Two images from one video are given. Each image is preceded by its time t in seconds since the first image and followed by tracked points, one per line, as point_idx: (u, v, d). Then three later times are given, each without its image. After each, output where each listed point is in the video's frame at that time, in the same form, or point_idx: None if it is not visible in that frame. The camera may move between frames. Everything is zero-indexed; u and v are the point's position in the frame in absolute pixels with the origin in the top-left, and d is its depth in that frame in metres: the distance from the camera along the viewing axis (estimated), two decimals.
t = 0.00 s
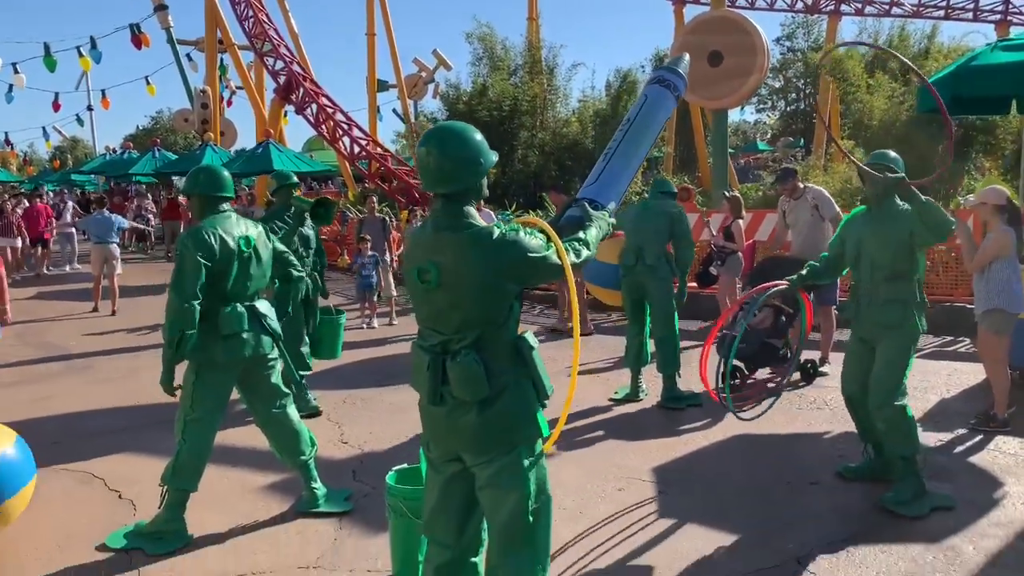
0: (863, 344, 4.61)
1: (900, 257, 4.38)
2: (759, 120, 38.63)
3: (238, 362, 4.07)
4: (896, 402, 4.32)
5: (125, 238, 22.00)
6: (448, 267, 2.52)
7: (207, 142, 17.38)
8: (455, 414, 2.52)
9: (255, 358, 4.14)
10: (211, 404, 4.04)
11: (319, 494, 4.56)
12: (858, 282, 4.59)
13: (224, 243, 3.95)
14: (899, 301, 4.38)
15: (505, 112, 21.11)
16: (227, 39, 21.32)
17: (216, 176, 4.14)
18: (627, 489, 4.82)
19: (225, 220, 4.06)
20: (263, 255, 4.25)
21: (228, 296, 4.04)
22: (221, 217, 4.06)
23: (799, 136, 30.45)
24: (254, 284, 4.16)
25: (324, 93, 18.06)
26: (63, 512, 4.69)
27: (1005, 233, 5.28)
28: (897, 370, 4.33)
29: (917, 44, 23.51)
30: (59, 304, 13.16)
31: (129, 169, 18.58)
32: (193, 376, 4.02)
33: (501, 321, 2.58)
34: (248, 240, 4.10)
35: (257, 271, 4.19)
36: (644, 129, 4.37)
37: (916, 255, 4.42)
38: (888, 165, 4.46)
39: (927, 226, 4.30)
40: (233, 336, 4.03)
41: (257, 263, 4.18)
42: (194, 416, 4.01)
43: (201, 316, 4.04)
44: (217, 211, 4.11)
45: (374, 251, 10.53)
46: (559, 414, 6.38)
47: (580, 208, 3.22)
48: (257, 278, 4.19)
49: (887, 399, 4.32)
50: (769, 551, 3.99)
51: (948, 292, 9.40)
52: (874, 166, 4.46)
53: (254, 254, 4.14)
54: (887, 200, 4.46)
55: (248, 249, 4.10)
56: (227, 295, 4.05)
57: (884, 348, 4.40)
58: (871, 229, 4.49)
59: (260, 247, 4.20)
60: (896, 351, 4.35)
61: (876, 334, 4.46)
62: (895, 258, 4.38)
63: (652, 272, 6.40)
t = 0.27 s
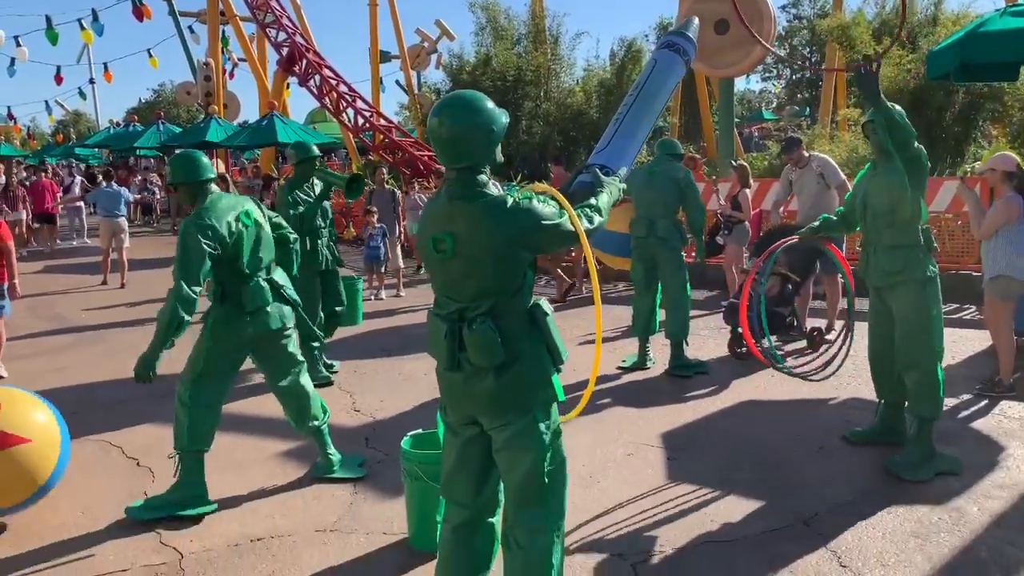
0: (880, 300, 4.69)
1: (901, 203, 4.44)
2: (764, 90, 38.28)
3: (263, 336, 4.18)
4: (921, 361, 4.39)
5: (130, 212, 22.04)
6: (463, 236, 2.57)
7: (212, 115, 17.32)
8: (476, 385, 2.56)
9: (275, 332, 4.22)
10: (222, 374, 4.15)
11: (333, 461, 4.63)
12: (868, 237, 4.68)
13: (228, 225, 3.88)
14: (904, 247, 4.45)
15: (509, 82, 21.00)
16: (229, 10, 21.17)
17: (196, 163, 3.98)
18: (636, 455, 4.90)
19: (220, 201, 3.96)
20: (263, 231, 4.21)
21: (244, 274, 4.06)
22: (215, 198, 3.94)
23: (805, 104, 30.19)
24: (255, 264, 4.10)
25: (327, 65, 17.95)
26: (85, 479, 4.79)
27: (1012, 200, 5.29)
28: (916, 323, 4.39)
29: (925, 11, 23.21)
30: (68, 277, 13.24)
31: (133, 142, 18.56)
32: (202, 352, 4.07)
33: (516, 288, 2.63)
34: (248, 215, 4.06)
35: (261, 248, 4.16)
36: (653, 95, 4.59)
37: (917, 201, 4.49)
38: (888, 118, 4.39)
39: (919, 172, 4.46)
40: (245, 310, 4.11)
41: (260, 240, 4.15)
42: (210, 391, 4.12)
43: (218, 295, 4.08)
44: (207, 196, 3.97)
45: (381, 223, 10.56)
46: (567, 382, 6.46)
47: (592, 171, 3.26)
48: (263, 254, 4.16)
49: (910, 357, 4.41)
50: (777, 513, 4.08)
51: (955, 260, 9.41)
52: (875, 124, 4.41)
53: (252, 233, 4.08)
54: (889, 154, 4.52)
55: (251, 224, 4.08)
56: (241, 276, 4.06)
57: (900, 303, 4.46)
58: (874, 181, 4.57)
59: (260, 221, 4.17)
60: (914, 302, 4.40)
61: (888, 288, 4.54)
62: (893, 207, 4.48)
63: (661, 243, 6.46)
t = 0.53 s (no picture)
0: (884, 283, 4.71)
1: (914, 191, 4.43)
2: (770, 72, 38.08)
3: (269, 326, 4.13)
4: (925, 344, 4.43)
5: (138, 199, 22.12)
6: (476, 219, 2.61)
7: (217, 101, 17.33)
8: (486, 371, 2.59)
9: (279, 323, 4.18)
10: (223, 366, 4.12)
11: (352, 440, 4.74)
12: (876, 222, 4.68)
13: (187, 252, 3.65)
14: (915, 234, 4.45)
15: (514, 66, 21.01)
16: None
17: (134, 211, 3.66)
18: (644, 435, 4.97)
19: (173, 243, 3.66)
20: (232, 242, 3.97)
21: (231, 284, 3.88)
22: (168, 243, 3.64)
23: (812, 87, 30.06)
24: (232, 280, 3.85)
25: (332, 50, 17.93)
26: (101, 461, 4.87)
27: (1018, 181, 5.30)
28: (924, 306, 4.42)
29: None
30: (77, 263, 13.34)
31: (139, 128, 18.59)
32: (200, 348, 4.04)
33: (528, 269, 2.67)
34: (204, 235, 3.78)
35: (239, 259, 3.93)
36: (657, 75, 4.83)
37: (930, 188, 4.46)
38: (900, 104, 4.47)
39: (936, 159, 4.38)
40: (242, 308, 4.02)
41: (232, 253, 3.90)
42: (212, 380, 4.12)
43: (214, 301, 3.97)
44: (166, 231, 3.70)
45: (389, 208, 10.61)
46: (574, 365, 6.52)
47: (602, 156, 3.29)
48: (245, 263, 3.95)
49: (916, 340, 4.44)
50: (783, 492, 4.14)
51: (961, 242, 9.43)
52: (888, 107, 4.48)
53: (214, 249, 3.80)
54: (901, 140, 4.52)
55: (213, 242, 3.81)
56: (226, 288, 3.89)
57: (904, 287, 4.49)
58: (887, 166, 4.57)
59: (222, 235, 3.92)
60: (922, 287, 4.42)
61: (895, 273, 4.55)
62: (905, 193, 4.46)
63: (670, 226, 6.50)
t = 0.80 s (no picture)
0: (885, 278, 4.74)
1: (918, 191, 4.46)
2: (774, 68, 38.05)
3: (264, 328, 4.14)
4: (923, 338, 4.49)
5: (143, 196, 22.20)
6: (482, 214, 2.66)
7: (221, 98, 17.38)
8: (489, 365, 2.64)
9: (278, 323, 4.22)
10: (222, 364, 4.14)
11: (362, 434, 4.79)
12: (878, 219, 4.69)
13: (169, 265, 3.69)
14: (919, 233, 4.50)
15: (517, 63, 21.08)
16: None
17: (116, 231, 3.67)
18: (646, 429, 5.01)
19: (154, 250, 3.72)
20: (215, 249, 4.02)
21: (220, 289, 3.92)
22: (149, 252, 3.70)
23: (816, 83, 30.02)
24: (218, 284, 3.92)
25: (335, 47, 17.97)
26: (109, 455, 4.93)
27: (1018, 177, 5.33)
28: (924, 303, 4.48)
29: None
30: (82, 261, 13.41)
31: (144, 126, 18.66)
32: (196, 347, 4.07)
33: (532, 265, 2.72)
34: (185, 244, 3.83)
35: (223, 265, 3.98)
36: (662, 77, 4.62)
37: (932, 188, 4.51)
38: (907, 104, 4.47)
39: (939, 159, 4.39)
40: (234, 313, 4.03)
41: (213, 261, 3.94)
42: (211, 378, 4.15)
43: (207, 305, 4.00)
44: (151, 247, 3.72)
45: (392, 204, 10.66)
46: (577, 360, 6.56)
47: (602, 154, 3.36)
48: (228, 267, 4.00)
49: (917, 335, 4.49)
50: (783, 484, 4.18)
51: (963, 237, 9.44)
52: (893, 105, 4.48)
53: (196, 258, 3.85)
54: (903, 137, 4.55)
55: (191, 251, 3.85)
56: (215, 292, 3.93)
57: (906, 284, 4.54)
58: (889, 165, 4.59)
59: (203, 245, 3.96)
60: (923, 285, 4.48)
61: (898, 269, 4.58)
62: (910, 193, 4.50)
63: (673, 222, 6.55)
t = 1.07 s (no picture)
0: (886, 279, 4.78)
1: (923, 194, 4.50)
2: (777, 73, 38.10)
3: (267, 330, 4.17)
4: (927, 338, 4.55)
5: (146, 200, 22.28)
6: (485, 215, 2.70)
7: (225, 102, 17.46)
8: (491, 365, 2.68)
9: (280, 325, 4.25)
10: (225, 366, 4.18)
11: (366, 436, 4.84)
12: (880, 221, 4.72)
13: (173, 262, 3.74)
14: (922, 236, 4.54)
15: (520, 67, 21.15)
16: None
17: (122, 230, 3.73)
18: (647, 431, 5.04)
19: (161, 249, 3.77)
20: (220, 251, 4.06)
21: (224, 290, 3.96)
22: (156, 251, 3.76)
23: (818, 87, 30.05)
24: (223, 284, 3.94)
25: (338, 52, 18.05)
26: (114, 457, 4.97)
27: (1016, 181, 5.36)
28: (927, 304, 4.53)
29: None
30: (87, 264, 13.48)
31: (148, 130, 18.73)
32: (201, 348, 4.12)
33: (533, 267, 2.76)
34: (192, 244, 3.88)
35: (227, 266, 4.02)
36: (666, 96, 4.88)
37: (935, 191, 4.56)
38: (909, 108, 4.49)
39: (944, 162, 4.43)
40: (237, 315, 4.06)
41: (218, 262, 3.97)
42: (213, 380, 4.18)
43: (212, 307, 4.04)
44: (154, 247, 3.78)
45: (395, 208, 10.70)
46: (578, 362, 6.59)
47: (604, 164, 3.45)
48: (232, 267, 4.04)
49: (924, 335, 4.55)
50: (782, 486, 4.21)
51: (964, 241, 9.47)
52: (897, 109, 4.49)
53: (201, 258, 3.88)
54: (905, 141, 4.57)
55: (197, 251, 3.89)
56: (219, 293, 3.97)
57: (909, 285, 4.59)
58: (892, 169, 4.63)
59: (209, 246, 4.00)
60: (925, 287, 4.54)
61: (901, 271, 4.63)
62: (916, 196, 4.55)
63: (673, 224, 6.58)
